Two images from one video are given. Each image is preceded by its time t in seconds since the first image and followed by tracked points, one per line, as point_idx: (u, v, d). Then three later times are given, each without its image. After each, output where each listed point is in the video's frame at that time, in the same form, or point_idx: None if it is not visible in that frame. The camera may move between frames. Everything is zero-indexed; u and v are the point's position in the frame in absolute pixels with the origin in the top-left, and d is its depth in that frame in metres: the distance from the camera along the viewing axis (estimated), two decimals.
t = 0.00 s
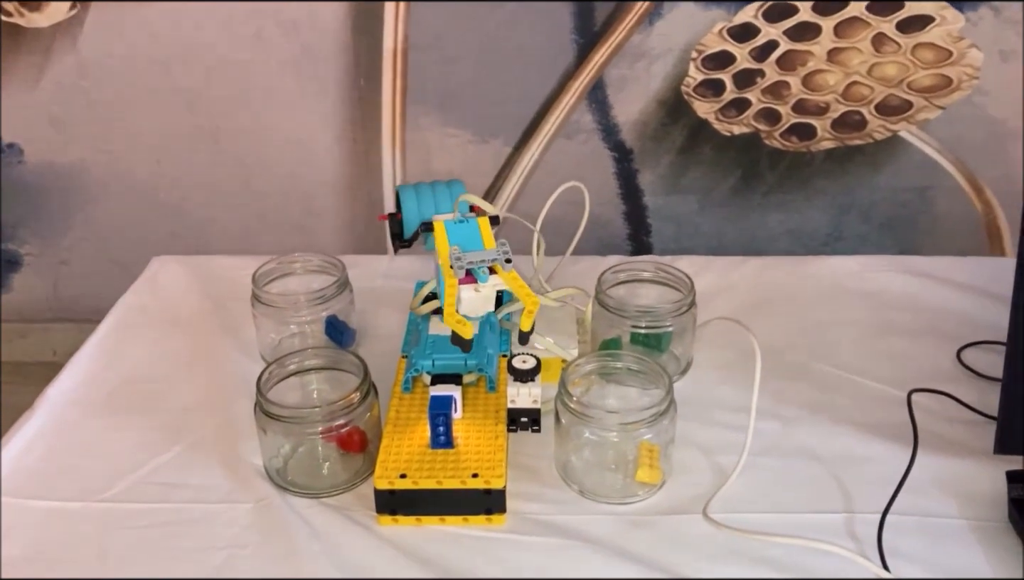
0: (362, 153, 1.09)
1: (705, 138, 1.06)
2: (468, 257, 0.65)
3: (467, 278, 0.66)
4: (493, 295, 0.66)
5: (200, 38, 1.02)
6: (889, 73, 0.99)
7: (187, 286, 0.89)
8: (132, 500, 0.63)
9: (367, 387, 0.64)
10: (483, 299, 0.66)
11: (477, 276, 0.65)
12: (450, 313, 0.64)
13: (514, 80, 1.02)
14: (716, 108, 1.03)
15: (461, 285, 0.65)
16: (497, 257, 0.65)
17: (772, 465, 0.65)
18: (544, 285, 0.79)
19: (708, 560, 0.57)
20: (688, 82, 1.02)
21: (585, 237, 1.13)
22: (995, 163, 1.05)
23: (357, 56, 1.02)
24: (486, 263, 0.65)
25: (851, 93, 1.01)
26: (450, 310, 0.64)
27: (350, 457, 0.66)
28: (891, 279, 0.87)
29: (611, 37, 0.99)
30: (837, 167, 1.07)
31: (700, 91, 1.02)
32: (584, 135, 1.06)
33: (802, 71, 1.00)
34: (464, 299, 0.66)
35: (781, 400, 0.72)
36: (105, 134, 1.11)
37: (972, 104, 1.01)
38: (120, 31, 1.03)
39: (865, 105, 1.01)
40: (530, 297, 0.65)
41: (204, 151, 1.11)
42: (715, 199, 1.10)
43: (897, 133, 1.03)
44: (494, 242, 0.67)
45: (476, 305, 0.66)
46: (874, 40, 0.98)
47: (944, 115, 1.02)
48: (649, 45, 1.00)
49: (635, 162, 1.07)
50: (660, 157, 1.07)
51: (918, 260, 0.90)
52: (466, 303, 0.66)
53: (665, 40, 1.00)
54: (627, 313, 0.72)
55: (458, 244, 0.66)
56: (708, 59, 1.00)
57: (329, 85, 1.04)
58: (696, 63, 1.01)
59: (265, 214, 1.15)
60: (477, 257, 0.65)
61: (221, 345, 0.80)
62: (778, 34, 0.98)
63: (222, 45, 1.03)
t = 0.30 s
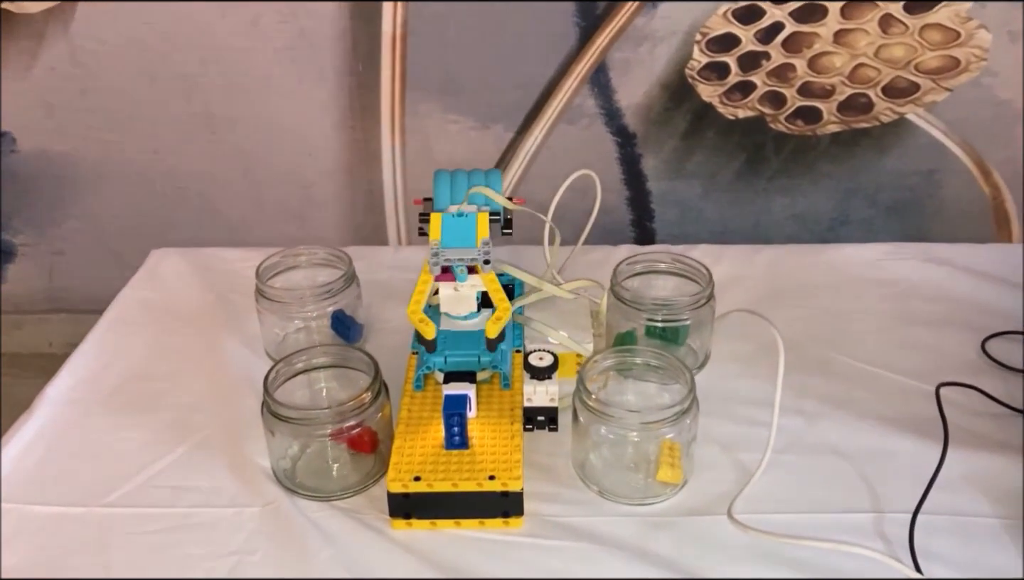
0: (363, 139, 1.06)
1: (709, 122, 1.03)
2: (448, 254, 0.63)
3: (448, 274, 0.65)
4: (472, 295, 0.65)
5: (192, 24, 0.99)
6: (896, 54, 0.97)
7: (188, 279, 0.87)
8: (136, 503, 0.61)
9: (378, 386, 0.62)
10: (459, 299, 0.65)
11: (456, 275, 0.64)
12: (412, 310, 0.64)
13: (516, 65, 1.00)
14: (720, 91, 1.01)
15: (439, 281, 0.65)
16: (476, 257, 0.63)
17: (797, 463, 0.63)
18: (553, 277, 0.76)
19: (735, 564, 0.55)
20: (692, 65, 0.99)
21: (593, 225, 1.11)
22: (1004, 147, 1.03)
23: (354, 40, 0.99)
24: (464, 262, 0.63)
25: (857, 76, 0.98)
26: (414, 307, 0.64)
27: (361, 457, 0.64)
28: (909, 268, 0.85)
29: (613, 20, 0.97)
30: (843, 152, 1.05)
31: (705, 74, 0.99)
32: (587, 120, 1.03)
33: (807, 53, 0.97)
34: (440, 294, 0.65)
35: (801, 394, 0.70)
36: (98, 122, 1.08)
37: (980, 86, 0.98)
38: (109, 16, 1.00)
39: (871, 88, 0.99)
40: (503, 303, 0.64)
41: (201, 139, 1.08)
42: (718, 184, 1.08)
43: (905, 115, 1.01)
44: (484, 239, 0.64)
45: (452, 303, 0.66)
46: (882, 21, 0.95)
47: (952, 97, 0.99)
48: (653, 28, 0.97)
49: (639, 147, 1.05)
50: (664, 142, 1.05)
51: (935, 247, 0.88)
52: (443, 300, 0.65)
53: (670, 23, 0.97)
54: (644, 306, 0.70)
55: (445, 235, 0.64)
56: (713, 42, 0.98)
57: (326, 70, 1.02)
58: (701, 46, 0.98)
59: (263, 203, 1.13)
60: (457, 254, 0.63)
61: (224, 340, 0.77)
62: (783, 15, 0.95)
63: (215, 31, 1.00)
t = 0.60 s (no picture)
0: (357, 125, 1.04)
1: (707, 106, 1.01)
2: (444, 243, 0.59)
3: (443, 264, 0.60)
4: (468, 288, 0.60)
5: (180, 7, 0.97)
6: (897, 37, 0.95)
7: (182, 270, 0.85)
8: (132, 504, 0.59)
9: (382, 380, 0.60)
10: (454, 291, 0.60)
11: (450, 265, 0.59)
12: (404, 301, 0.59)
13: (513, 47, 0.98)
14: (719, 74, 0.98)
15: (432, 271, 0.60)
16: (472, 248, 0.59)
17: (812, 457, 0.61)
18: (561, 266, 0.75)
19: (752, 562, 0.54)
20: (691, 48, 0.97)
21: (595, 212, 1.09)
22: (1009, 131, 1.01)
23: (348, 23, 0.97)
24: (459, 253, 0.59)
25: (858, 59, 0.96)
26: (405, 299, 0.59)
27: (364, 453, 0.62)
28: (920, 255, 0.83)
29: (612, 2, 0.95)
30: (843, 136, 1.03)
31: (704, 58, 0.97)
32: (586, 104, 1.01)
33: (808, 36, 0.95)
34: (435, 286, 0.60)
35: (813, 385, 0.68)
36: (88, 110, 1.06)
37: (982, 68, 0.96)
38: None
39: (872, 71, 0.97)
40: (498, 297, 0.59)
41: (193, 126, 1.06)
42: (717, 168, 1.05)
43: (905, 99, 0.99)
44: (483, 229, 0.60)
45: (446, 295, 0.61)
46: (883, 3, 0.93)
47: (953, 80, 0.97)
48: (652, 10, 0.95)
49: (637, 132, 1.02)
50: (662, 127, 1.02)
51: (944, 233, 0.86)
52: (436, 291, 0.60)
53: (669, 4, 0.95)
54: (652, 295, 0.68)
55: (444, 225, 0.60)
56: (713, 24, 0.96)
57: (319, 54, 0.99)
58: (701, 29, 0.96)
59: (257, 190, 1.11)
60: (453, 243, 0.59)
61: (220, 334, 0.75)
62: None
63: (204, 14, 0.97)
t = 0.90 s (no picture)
0: (348, 108, 1.02)
1: (703, 89, 0.99)
2: (443, 229, 0.57)
3: (442, 252, 0.59)
4: (469, 274, 0.59)
5: None
6: (894, 19, 0.93)
7: (169, 257, 0.83)
8: (119, 499, 0.57)
9: (376, 370, 0.58)
10: (454, 278, 0.59)
11: (451, 252, 0.58)
12: (404, 288, 0.58)
13: (506, 29, 0.96)
14: (715, 57, 0.96)
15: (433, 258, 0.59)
16: (472, 233, 0.57)
17: (819, 446, 0.60)
18: (559, 251, 0.73)
19: (759, 555, 0.52)
20: (686, 30, 0.95)
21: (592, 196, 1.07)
22: (1009, 113, 0.99)
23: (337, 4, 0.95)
24: (459, 238, 0.57)
25: (855, 41, 0.94)
26: (405, 285, 0.58)
27: (358, 444, 0.60)
28: (924, 239, 0.82)
29: None
30: (839, 120, 1.01)
31: (700, 40, 0.95)
32: (580, 87, 0.99)
33: (804, 18, 0.93)
34: (434, 274, 0.59)
35: (818, 373, 0.67)
36: (72, 93, 1.03)
37: (980, 50, 0.95)
38: None
39: (869, 53, 0.95)
40: (501, 283, 0.58)
41: (180, 109, 1.04)
42: (712, 153, 1.04)
43: (902, 81, 0.97)
44: (482, 213, 0.58)
45: (447, 284, 0.59)
46: None
47: (950, 62, 0.95)
48: None
49: (632, 116, 1.01)
50: (657, 111, 1.00)
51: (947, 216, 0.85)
52: (436, 279, 0.59)
53: None
54: (652, 281, 0.66)
55: (442, 210, 0.58)
56: (708, 6, 0.93)
57: (307, 36, 0.97)
58: (695, 10, 0.94)
59: (246, 175, 1.08)
60: (453, 229, 0.57)
61: (209, 322, 0.73)
62: None
63: None
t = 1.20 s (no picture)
0: (337, 91, 1.00)
1: (697, 74, 0.97)
2: (435, 216, 0.55)
3: (434, 239, 0.58)
4: (462, 263, 0.57)
5: None
6: (890, 1, 0.91)
7: (154, 244, 0.81)
8: (102, 494, 0.55)
9: (367, 361, 0.56)
10: (447, 266, 0.57)
11: (443, 240, 0.56)
12: (394, 278, 0.56)
13: (497, 11, 0.94)
14: (709, 41, 0.95)
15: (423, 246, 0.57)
16: (466, 220, 0.55)
17: (821, 438, 0.59)
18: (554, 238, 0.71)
19: (760, 551, 0.51)
20: (680, 13, 0.93)
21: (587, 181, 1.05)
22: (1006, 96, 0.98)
23: None
24: (452, 226, 0.55)
25: (852, 24, 0.93)
26: (396, 275, 0.56)
27: (348, 438, 0.59)
28: (925, 225, 0.80)
29: None
30: (834, 105, 0.99)
31: (694, 23, 0.94)
32: (573, 71, 0.97)
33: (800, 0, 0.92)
34: (426, 262, 0.57)
35: (819, 362, 0.65)
36: (55, 76, 1.01)
37: (976, 34, 0.93)
38: None
39: (866, 37, 0.93)
40: (495, 273, 0.56)
41: (166, 93, 1.01)
42: (706, 138, 1.02)
43: (899, 66, 0.95)
44: (475, 200, 0.56)
45: (439, 271, 0.58)
46: None
47: (947, 47, 0.94)
48: None
49: (626, 100, 0.99)
50: (651, 96, 0.99)
51: (948, 202, 0.83)
52: (428, 267, 0.58)
53: None
54: (649, 270, 0.65)
55: (434, 196, 0.56)
56: None
57: (294, 18, 0.95)
58: None
59: (234, 161, 1.06)
60: (445, 217, 0.55)
61: (195, 312, 0.72)
62: None
63: None
